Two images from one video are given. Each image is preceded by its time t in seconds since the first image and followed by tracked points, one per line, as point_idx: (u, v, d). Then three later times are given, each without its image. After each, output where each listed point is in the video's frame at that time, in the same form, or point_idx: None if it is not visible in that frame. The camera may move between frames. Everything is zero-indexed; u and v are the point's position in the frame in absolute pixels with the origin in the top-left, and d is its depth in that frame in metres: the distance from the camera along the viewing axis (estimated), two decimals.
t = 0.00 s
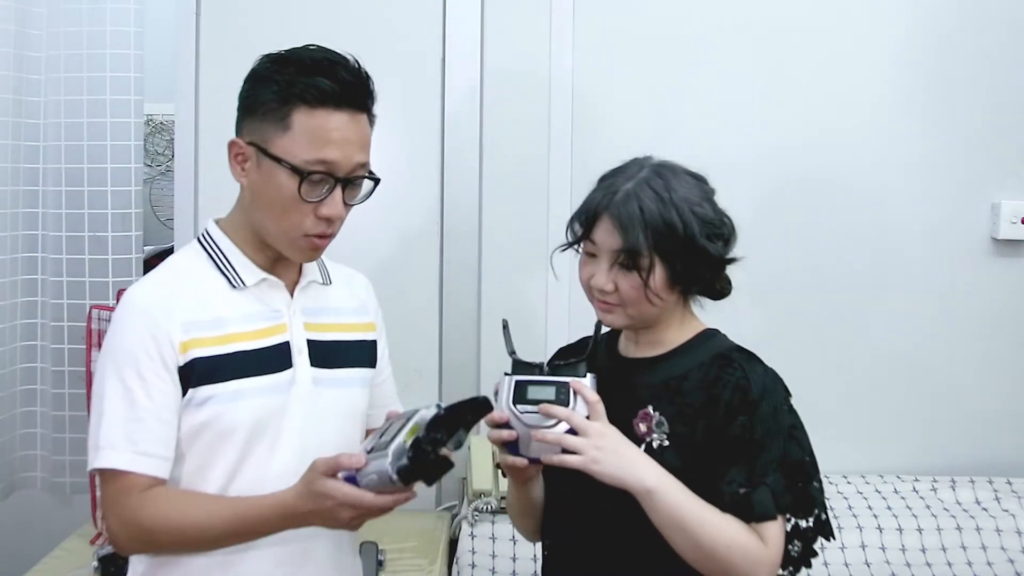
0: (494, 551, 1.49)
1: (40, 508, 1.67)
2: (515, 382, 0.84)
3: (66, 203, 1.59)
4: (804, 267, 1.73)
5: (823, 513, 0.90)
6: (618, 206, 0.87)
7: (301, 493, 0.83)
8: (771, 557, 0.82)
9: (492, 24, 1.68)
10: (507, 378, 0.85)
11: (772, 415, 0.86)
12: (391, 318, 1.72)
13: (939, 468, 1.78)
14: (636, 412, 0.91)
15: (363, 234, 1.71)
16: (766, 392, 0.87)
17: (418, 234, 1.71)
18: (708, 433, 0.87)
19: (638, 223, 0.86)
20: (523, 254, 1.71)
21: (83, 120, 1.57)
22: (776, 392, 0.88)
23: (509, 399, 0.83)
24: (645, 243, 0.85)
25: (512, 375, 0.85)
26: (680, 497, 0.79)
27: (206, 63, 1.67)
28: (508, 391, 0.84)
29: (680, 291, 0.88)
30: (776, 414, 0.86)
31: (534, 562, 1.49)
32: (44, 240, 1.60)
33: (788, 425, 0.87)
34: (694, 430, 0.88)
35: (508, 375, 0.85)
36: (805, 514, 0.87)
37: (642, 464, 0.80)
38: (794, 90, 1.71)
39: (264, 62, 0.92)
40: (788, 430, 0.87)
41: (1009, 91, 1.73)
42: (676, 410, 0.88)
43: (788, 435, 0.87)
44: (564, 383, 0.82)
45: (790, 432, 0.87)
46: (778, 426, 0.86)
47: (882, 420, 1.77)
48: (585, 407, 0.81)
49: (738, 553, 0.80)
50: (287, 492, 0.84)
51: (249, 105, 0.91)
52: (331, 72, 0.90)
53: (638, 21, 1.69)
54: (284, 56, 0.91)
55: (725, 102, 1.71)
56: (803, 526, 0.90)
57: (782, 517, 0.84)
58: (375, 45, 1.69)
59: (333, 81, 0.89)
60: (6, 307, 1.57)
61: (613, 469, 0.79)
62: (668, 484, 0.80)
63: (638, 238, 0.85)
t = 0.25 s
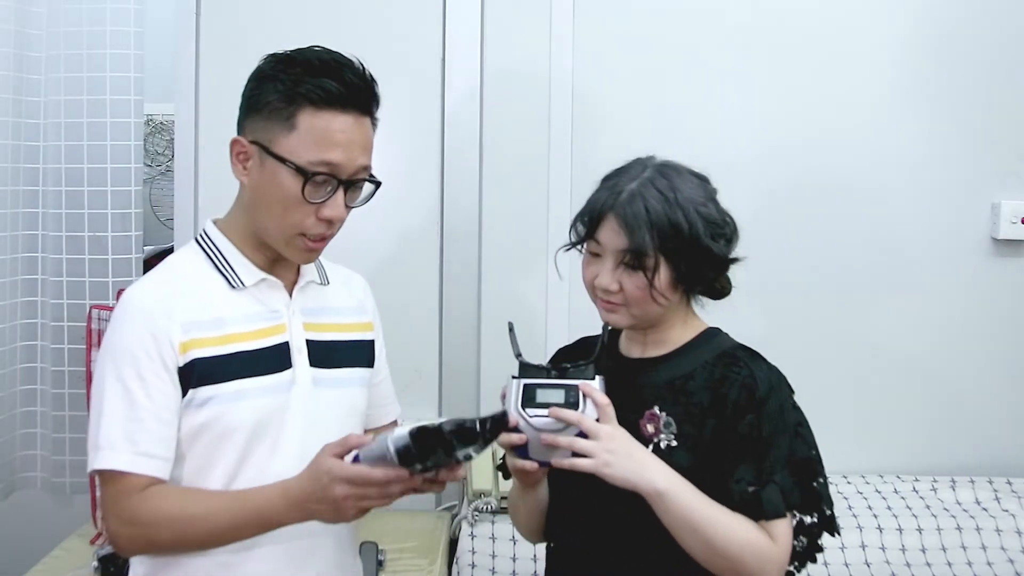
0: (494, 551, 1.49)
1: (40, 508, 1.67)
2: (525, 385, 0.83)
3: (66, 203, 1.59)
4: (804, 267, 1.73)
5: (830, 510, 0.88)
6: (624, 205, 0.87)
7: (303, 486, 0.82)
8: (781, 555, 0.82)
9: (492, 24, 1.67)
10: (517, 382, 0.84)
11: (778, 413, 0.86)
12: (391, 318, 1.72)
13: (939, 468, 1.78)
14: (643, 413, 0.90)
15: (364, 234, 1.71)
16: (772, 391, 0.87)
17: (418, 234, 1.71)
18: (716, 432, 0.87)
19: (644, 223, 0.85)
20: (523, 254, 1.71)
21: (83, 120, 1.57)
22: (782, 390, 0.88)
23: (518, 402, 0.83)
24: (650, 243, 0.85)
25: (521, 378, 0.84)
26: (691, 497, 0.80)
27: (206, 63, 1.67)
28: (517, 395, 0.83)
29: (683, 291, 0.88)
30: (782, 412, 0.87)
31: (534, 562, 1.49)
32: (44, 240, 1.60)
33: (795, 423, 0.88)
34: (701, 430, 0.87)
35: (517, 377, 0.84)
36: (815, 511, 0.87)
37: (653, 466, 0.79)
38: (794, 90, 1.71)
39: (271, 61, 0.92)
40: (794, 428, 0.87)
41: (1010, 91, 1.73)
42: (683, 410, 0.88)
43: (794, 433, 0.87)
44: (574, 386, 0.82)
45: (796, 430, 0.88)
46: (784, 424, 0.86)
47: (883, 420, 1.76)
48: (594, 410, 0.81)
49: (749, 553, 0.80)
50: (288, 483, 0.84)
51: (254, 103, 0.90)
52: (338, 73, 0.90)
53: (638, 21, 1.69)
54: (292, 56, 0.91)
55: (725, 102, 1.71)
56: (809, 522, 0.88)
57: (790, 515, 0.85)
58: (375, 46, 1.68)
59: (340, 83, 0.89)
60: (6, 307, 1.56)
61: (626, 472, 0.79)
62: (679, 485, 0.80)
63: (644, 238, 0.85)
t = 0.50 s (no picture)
0: (494, 551, 1.49)
1: (40, 508, 1.66)
2: (542, 391, 0.82)
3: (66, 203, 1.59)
4: (805, 267, 1.73)
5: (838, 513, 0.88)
6: (637, 208, 0.87)
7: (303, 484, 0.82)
8: (794, 559, 0.82)
9: (492, 24, 1.67)
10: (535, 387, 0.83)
11: (791, 417, 0.86)
12: (392, 319, 1.72)
13: (939, 469, 1.78)
14: (654, 416, 0.89)
15: (364, 234, 1.71)
16: (784, 395, 0.87)
17: (418, 234, 1.71)
18: (729, 436, 0.87)
19: (657, 226, 0.85)
20: (524, 254, 1.71)
21: (83, 120, 1.57)
22: (795, 394, 0.88)
23: (535, 408, 0.82)
24: (663, 246, 0.85)
25: (539, 384, 0.83)
26: (707, 504, 0.80)
27: (206, 63, 1.67)
28: (535, 401, 0.82)
29: (694, 294, 0.88)
30: (794, 416, 0.87)
31: (534, 562, 1.49)
32: (44, 240, 1.59)
33: (806, 427, 0.88)
34: (714, 434, 0.87)
35: (534, 384, 0.83)
36: (826, 513, 0.88)
37: (669, 474, 0.79)
38: (794, 90, 1.71)
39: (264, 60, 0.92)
40: (806, 432, 0.87)
41: (1010, 91, 1.73)
42: (696, 414, 0.88)
43: (806, 437, 0.87)
44: (591, 393, 0.81)
45: (808, 434, 0.88)
46: (797, 427, 0.86)
47: (883, 421, 1.76)
48: (612, 417, 0.81)
49: (765, 559, 0.80)
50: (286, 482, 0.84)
51: (249, 103, 0.90)
52: (334, 72, 0.90)
53: (638, 21, 1.69)
54: (286, 55, 0.91)
55: (725, 102, 1.70)
56: (817, 525, 0.87)
57: (803, 518, 0.85)
58: (375, 45, 1.68)
59: (336, 81, 0.89)
60: (6, 307, 1.56)
61: (644, 479, 0.79)
62: (695, 492, 0.80)
63: (657, 240, 0.85)
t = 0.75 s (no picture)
0: (493, 551, 1.49)
1: (40, 507, 1.67)
2: (549, 388, 0.83)
3: (66, 203, 1.59)
4: (804, 266, 1.73)
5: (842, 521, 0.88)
6: (657, 208, 0.86)
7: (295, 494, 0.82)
8: (796, 566, 0.82)
9: (492, 23, 1.67)
10: (542, 384, 0.84)
11: (797, 424, 0.86)
12: (392, 318, 1.72)
13: (939, 469, 1.78)
14: (660, 418, 0.89)
15: (363, 234, 1.71)
16: (791, 401, 0.87)
17: (417, 234, 1.71)
18: (734, 441, 0.87)
19: (676, 228, 0.85)
20: (524, 254, 1.71)
21: (83, 120, 1.57)
22: (802, 401, 0.88)
23: (541, 404, 0.83)
24: (681, 249, 0.85)
25: (546, 381, 0.84)
26: (710, 509, 0.80)
27: (206, 63, 1.67)
28: (542, 396, 0.84)
29: (707, 297, 0.88)
30: (801, 423, 0.86)
31: (534, 562, 1.49)
32: (45, 240, 1.59)
33: (813, 435, 0.87)
34: (719, 439, 0.87)
35: (543, 380, 0.85)
36: (830, 522, 0.87)
37: (674, 478, 0.79)
38: (794, 90, 1.71)
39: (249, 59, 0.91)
40: (812, 440, 0.87)
41: (1009, 91, 1.73)
42: (702, 417, 0.88)
43: (812, 446, 0.87)
44: (597, 393, 0.82)
45: (814, 442, 0.87)
46: (803, 435, 0.86)
47: (883, 420, 1.76)
48: (616, 419, 0.80)
49: (766, 565, 0.80)
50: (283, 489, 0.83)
51: (236, 102, 0.90)
52: (320, 67, 0.90)
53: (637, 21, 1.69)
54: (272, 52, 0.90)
55: (725, 102, 1.71)
56: (820, 533, 0.87)
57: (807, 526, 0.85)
58: (374, 45, 1.68)
59: (323, 76, 0.89)
60: (6, 307, 1.56)
61: (646, 482, 0.78)
62: (699, 497, 0.80)
63: (674, 242, 0.85)
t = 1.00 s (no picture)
0: (494, 551, 1.49)
1: (40, 507, 1.66)
2: (552, 388, 0.83)
3: (66, 203, 1.59)
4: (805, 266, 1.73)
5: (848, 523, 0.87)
6: (652, 207, 0.87)
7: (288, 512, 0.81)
8: (801, 567, 0.82)
9: (492, 23, 1.67)
10: (546, 384, 0.84)
11: (802, 424, 0.86)
12: (392, 318, 1.72)
13: (940, 469, 1.78)
14: (664, 419, 0.89)
15: (363, 234, 1.71)
16: (796, 401, 0.86)
17: (418, 234, 1.71)
18: (738, 442, 0.87)
19: (673, 226, 0.85)
20: (524, 254, 1.71)
21: (83, 120, 1.57)
22: (806, 401, 0.88)
23: (545, 403, 0.83)
24: (678, 246, 0.85)
25: (550, 381, 0.84)
26: (714, 510, 0.79)
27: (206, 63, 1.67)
28: (545, 396, 0.83)
29: (707, 294, 0.88)
30: (806, 424, 0.86)
31: (534, 562, 1.48)
32: (45, 240, 1.59)
33: (818, 436, 0.87)
34: (724, 440, 0.87)
35: (546, 380, 0.84)
36: (835, 523, 0.86)
37: (677, 479, 0.79)
38: (793, 89, 1.71)
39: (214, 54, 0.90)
40: (817, 440, 0.87)
41: (1009, 91, 1.73)
42: (706, 418, 0.88)
43: (818, 446, 0.87)
44: (600, 394, 0.81)
45: (819, 442, 0.87)
46: (808, 435, 0.86)
47: (883, 420, 1.76)
48: (618, 420, 0.80)
49: (771, 566, 0.80)
50: (277, 504, 0.82)
51: (204, 98, 0.88)
52: (284, 54, 0.88)
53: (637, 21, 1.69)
54: (235, 45, 0.89)
55: (725, 102, 1.71)
56: (826, 535, 0.86)
57: (813, 527, 0.84)
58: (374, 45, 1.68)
59: (288, 63, 0.87)
60: (6, 307, 1.55)
61: (648, 483, 0.79)
62: (702, 498, 0.80)
63: (671, 240, 0.85)
